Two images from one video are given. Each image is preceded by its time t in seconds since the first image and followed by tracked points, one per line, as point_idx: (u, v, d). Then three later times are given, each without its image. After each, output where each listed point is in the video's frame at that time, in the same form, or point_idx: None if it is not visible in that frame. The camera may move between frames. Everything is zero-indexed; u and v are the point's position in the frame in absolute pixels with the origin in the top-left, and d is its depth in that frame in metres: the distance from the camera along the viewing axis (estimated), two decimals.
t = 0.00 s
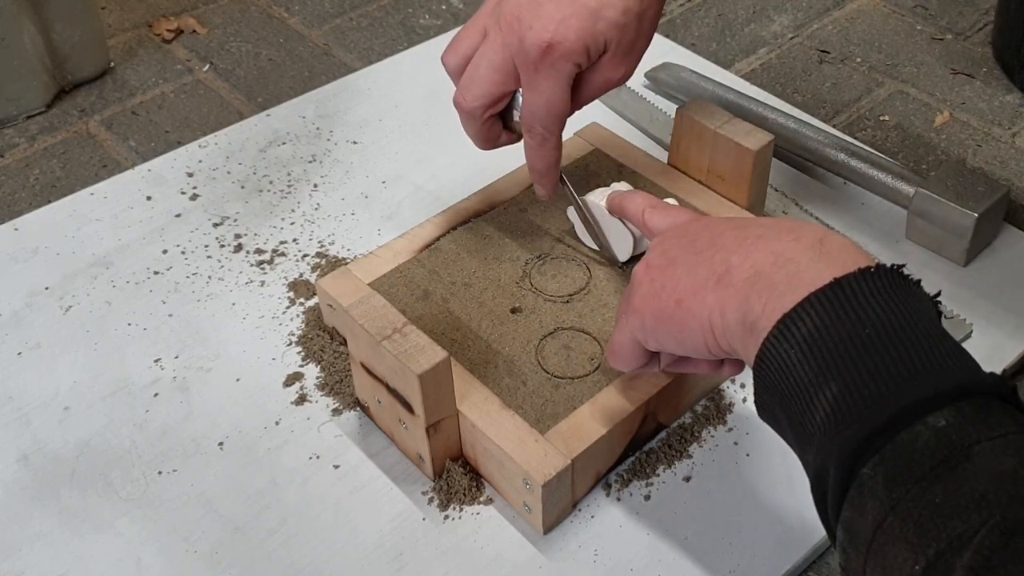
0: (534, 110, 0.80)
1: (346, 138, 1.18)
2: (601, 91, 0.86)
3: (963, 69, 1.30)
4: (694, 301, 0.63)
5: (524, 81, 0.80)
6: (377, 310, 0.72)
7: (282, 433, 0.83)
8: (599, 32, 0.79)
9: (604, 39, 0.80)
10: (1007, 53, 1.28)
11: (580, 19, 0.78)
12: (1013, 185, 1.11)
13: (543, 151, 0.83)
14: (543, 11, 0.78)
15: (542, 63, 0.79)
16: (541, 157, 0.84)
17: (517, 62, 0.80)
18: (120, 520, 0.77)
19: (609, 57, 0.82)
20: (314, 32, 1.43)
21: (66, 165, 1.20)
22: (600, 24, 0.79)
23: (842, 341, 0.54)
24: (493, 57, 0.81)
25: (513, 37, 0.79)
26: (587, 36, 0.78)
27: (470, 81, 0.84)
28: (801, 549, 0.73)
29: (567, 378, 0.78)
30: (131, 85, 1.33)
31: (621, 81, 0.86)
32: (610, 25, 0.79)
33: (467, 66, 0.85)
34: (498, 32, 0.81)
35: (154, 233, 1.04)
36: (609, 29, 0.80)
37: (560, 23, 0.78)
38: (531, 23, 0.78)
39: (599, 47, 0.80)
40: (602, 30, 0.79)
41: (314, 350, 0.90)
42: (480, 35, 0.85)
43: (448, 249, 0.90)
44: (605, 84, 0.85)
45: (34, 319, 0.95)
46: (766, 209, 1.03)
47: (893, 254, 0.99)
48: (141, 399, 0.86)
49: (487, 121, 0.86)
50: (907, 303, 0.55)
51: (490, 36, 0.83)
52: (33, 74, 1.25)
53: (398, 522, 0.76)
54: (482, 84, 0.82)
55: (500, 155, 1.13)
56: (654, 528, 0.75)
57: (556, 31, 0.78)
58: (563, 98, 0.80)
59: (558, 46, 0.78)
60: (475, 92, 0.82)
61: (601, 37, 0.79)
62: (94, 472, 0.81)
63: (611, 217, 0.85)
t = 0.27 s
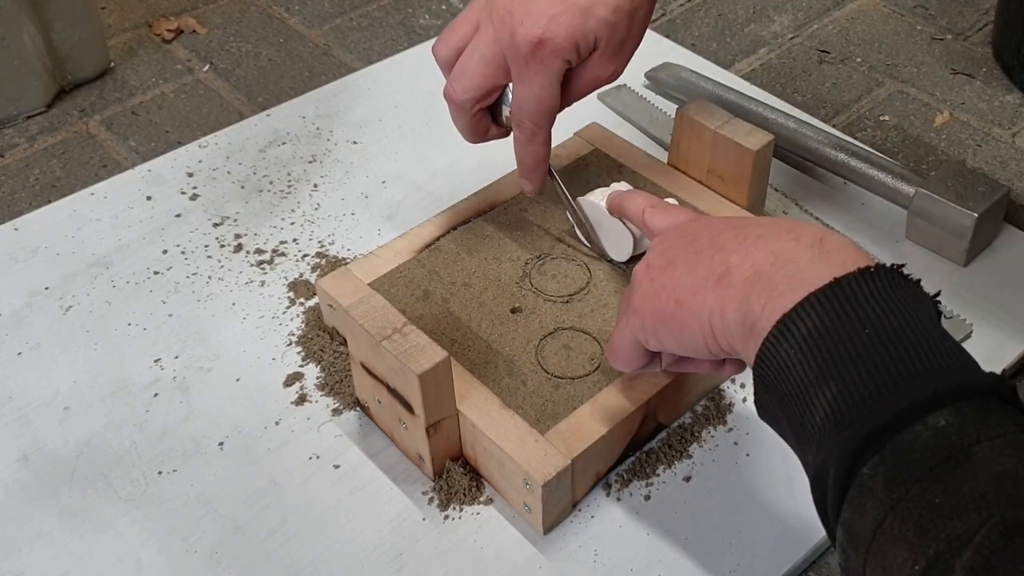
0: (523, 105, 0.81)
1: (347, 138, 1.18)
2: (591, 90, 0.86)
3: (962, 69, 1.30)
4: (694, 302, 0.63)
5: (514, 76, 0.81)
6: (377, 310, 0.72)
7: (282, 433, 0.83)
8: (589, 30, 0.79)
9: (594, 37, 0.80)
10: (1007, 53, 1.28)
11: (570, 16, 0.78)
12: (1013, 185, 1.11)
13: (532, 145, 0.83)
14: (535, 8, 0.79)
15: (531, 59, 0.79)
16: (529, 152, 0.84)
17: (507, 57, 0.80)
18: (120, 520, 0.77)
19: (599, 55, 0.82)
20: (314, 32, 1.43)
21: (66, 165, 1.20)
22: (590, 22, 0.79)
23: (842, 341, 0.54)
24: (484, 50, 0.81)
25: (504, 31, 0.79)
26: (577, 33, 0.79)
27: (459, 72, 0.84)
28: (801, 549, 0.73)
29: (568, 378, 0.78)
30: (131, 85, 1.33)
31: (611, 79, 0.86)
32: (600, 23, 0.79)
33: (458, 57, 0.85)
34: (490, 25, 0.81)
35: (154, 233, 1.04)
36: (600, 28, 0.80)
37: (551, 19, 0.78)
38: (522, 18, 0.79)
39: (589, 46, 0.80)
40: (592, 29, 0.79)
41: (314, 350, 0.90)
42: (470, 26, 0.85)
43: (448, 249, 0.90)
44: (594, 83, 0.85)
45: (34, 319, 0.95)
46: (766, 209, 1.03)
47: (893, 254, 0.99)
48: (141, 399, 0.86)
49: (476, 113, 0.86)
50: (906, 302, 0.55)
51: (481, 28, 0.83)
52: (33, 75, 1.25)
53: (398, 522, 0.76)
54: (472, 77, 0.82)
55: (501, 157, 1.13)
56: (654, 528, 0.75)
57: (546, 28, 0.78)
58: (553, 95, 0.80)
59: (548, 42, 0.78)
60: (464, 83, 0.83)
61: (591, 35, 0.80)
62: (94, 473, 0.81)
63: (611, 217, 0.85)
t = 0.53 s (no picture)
0: (510, 91, 0.81)
1: (347, 138, 1.18)
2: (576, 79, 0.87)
3: (962, 69, 1.30)
4: (694, 302, 0.63)
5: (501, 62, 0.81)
6: (377, 309, 0.72)
7: (282, 433, 0.83)
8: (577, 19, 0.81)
9: (580, 27, 0.81)
10: (1007, 53, 1.28)
11: (558, 5, 0.79)
12: (1013, 185, 1.11)
13: (517, 132, 0.84)
14: None
15: (518, 46, 0.80)
16: (514, 138, 0.85)
17: (495, 43, 0.81)
18: (120, 520, 0.77)
19: (585, 45, 0.84)
20: (314, 32, 1.43)
21: (66, 165, 1.20)
22: (578, 12, 0.80)
23: (842, 341, 0.54)
24: (473, 35, 0.82)
25: (494, 17, 0.80)
26: (564, 22, 0.80)
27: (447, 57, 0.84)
28: (801, 549, 0.73)
29: (568, 378, 0.78)
30: (131, 85, 1.33)
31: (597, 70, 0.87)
32: (587, 13, 0.81)
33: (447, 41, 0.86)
34: (478, 11, 0.82)
35: (154, 233, 1.04)
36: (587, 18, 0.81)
37: (539, 7, 0.79)
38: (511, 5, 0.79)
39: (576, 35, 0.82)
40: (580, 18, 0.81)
41: (314, 350, 0.90)
42: (460, 10, 0.85)
43: (448, 249, 0.90)
44: (580, 73, 0.86)
45: (34, 319, 0.95)
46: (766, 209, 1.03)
47: (893, 254, 0.99)
48: (141, 399, 0.86)
49: (462, 98, 0.86)
50: (906, 302, 0.55)
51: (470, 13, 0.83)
52: (33, 74, 1.25)
53: (398, 522, 0.76)
54: (460, 61, 0.83)
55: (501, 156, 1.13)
56: (654, 529, 0.75)
57: (534, 15, 0.78)
58: (539, 82, 0.82)
59: (536, 30, 0.79)
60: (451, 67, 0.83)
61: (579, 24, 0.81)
62: (94, 473, 0.81)
63: (612, 217, 0.85)
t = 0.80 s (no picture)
0: (496, 76, 0.82)
1: (347, 138, 1.18)
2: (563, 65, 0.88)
3: (963, 69, 1.30)
4: (693, 303, 0.63)
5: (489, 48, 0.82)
6: (377, 309, 0.72)
7: (282, 433, 0.83)
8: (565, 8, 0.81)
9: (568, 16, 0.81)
10: (1007, 53, 1.28)
11: None
12: (1013, 185, 1.11)
13: (502, 117, 0.85)
14: None
15: (506, 33, 0.80)
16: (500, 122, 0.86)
17: (483, 28, 0.81)
18: (120, 520, 0.77)
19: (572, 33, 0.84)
20: (314, 32, 1.43)
21: (66, 165, 1.20)
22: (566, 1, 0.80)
23: (841, 341, 0.54)
24: (461, 19, 0.82)
25: (482, 3, 0.80)
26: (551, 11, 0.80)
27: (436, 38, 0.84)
28: (801, 549, 0.73)
29: (568, 378, 0.78)
30: (131, 85, 1.33)
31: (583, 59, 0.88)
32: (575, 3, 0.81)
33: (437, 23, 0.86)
34: None
35: (154, 233, 1.04)
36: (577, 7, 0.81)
37: None
38: None
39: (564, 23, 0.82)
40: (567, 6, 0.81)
41: (314, 350, 0.90)
42: None
43: (448, 249, 0.90)
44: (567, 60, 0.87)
45: (34, 319, 0.95)
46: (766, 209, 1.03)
47: (893, 255, 0.99)
48: (141, 399, 0.86)
49: (449, 80, 0.87)
50: (905, 302, 0.55)
51: None
52: (33, 74, 1.25)
53: (398, 522, 0.76)
54: (448, 44, 0.83)
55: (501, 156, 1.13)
56: (654, 529, 0.75)
57: (522, 2, 0.78)
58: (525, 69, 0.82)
59: (523, 18, 0.79)
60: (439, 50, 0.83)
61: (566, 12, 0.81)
62: (94, 473, 0.81)
63: (611, 217, 0.85)
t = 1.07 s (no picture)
0: (501, 69, 0.82)
1: (347, 138, 1.18)
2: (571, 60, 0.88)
3: (963, 69, 1.30)
4: (692, 303, 0.63)
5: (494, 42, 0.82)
6: (377, 309, 0.72)
7: (282, 433, 0.83)
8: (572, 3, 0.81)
9: (575, 13, 0.81)
10: (1007, 53, 1.28)
11: None
12: (1013, 185, 1.11)
13: (504, 109, 0.86)
14: None
15: (511, 28, 0.80)
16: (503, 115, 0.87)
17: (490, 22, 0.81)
18: (120, 520, 0.77)
19: (579, 30, 0.84)
20: (314, 32, 1.43)
21: (66, 165, 1.20)
22: None
23: (840, 342, 0.54)
24: (469, 11, 0.82)
25: None
26: (558, 7, 0.79)
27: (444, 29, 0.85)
28: (801, 548, 0.73)
29: (568, 378, 0.78)
30: (131, 85, 1.33)
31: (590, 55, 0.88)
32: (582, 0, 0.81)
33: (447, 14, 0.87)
34: None
35: (154, 233, 1.04)
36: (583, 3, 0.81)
37: None
38: None
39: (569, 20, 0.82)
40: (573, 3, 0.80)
41: (314, 350, 0.90)
42: None
43: (448, 249, 0.90)
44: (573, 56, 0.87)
45: (34, 319, 0.95)
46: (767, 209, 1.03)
47: (893, 255, 0.99)
48: (141, 399, 0.86)
49: (456, 71, 0.87)
50: (903, 302, 0.55)
51: None
52: (33, 74, 1.25)
53: (398, 522, 0.76)
54: (454, 36, 0.84)
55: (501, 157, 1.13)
56: (654, 529, 0.75)
57: None
58: (529, 64, 0.82)
59: (529, 13, 0.79)
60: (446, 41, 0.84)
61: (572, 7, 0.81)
62: (93, 473, 0.81)
63: (612, 217, 0.85)
